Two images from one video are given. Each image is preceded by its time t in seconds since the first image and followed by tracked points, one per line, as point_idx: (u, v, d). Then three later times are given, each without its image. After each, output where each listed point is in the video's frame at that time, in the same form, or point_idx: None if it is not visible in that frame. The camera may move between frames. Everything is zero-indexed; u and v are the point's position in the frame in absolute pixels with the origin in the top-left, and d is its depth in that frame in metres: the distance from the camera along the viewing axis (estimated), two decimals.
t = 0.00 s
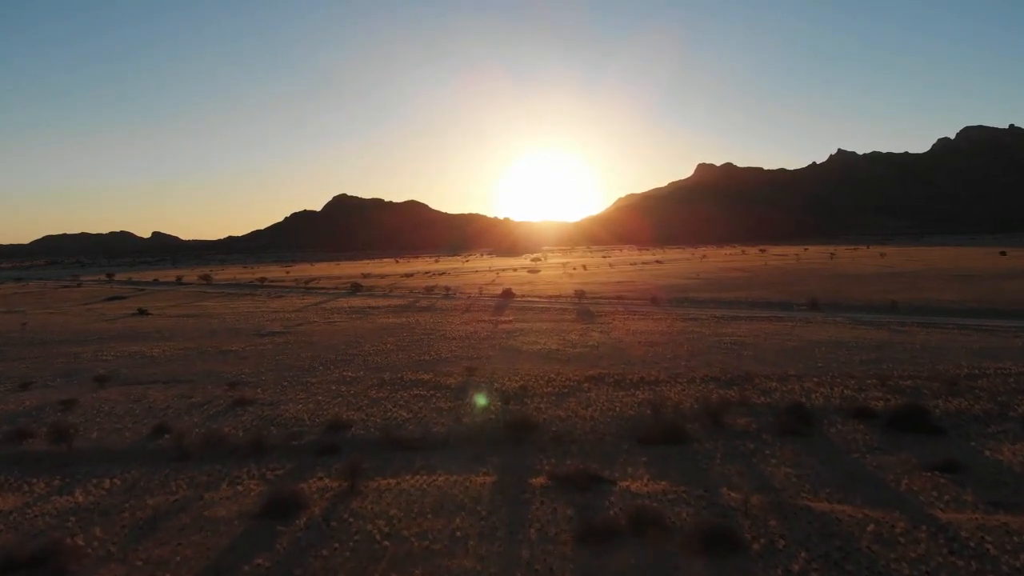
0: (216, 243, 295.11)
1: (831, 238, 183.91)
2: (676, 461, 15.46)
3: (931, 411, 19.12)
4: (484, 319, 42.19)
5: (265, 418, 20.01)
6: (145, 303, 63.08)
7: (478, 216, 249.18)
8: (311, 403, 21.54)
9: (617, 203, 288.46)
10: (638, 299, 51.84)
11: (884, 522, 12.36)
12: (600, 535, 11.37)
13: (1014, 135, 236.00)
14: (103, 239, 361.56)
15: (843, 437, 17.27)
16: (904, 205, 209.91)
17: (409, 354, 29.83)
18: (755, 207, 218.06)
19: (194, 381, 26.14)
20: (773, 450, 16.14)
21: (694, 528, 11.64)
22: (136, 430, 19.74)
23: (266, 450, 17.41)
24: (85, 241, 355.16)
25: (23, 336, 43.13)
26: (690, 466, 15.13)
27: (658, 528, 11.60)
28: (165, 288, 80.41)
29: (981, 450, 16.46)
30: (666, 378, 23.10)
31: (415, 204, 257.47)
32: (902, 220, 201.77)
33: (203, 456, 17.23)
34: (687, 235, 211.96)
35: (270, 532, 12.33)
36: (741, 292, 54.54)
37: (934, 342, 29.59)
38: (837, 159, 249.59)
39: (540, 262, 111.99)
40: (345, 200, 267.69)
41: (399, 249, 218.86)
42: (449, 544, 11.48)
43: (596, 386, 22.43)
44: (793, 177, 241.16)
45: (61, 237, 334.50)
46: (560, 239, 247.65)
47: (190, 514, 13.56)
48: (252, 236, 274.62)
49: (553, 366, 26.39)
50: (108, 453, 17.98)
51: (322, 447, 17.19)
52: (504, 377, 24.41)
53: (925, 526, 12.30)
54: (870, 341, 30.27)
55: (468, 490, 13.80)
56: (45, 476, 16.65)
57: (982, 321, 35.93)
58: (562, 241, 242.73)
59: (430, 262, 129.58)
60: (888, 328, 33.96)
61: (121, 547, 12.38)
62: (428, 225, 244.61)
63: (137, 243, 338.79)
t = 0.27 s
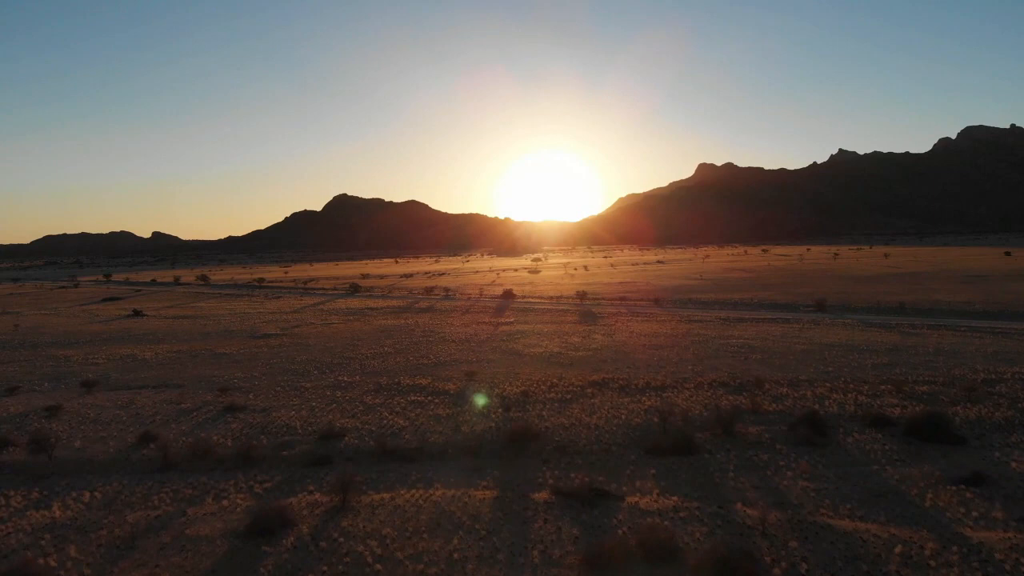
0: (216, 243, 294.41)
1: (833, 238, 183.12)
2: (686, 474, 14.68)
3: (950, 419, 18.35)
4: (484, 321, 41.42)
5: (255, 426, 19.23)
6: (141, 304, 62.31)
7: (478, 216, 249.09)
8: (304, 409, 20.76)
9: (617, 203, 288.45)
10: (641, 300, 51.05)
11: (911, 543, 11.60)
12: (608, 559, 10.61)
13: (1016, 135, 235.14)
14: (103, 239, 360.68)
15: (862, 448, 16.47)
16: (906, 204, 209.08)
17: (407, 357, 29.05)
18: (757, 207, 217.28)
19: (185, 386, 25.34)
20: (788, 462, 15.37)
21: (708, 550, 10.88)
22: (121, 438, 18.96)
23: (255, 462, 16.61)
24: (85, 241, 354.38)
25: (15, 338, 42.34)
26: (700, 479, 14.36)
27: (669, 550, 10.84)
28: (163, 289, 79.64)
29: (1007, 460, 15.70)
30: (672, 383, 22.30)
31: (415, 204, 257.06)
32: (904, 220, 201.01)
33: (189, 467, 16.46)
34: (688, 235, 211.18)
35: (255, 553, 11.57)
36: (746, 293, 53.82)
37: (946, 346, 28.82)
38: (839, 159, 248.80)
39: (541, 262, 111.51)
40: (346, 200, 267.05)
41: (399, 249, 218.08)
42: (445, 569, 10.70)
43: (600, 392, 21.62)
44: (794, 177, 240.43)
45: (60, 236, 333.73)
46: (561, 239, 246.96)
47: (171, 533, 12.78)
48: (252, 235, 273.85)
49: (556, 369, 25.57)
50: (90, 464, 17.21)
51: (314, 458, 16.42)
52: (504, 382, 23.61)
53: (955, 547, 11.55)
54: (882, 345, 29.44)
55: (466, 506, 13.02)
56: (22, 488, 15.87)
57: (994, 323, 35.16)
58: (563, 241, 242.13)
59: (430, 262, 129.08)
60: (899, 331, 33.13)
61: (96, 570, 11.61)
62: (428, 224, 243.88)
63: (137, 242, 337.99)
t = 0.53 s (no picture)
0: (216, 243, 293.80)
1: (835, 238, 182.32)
2: (698, 489, 13.87)
3: (972, 428, 17.53)
4: (484, 322, 40.61)
5: (245, 434, 18.42)
6: (137, 304, 61.54)
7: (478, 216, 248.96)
8: (297, 416, 19.94)
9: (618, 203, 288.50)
10: (644, 301, 50.22)
11: (942, 568, 10.82)
12: None
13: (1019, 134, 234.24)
14: (103, 239, 360.10)
15: (882, 461, 15.67)
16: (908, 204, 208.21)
17: (405, 360, 28.20)
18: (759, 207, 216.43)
19: (175, 392, 24.53)
20: (806, 476, 14.56)
21: None
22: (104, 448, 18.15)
23: (243, 474, 15.81)
24: (85, 241, 353.80)
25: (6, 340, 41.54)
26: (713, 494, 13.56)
27: None
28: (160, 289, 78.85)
29: None
30: (679, 389, 21.45)
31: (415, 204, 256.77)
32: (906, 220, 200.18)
33: (173, 480, 15.65)
34: (689, 235, 210.43)
35: None
36: (750, 294, 53.05)
37: (961, 350, 27.98)
38: (840, 159, 247.97)
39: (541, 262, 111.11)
40: (346, 200, 266.30)
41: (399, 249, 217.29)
42: None
43: (605, 398, 20.77)
44: (796, 177, 239.65)
45: (60, 236, 333.14)
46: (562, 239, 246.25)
47: (150, 555, 11.98)
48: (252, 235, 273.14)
49: (559, 373, 24.72)
50: (70, 475, 16.40)
51: (305, 470, 15.62)
52: (505, 386, 22.77)
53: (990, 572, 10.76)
54: (893, 348, 28.61)
55: (465, 525, 12.22)
56: None
57: (1006, 325, 34.32)
58: (563, 241, 241.51)
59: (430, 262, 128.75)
60: (909, 333, 32.31)
61: None
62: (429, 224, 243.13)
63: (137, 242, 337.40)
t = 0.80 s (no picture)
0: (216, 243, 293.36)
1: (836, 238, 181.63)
2: (708, 502, 13.20)
3: (993, 436, 16.83)
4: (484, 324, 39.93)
5: (236, 443, 17.74)
6: (133, 305, 60.92)
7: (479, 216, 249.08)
8: (290, 423, 19.25)
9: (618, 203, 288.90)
10: (647, 301, 49.53)
11: None
12: None
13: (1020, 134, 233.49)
14: (104, 240, 359.75)
15: (900, 471, 14.98)
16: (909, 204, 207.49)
17: (402, 364, 27.51)
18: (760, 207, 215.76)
19: (166, 396, 23.86)
20: (821, 488, 13.88)
21: None
22: (89, 457, 17.46)
23: (232, 485, 15.14)
24: (85, 241, 353.41)
25: None
26: (724, 508, 12.89)
27: None
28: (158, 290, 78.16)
29: None
30: (686, 395, 20.73)
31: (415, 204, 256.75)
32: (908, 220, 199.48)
33: (159, 492, 14.98)
34: (690, 235, 209.76)
35: None
36: (754, 295, 52.41)
37: (973, 353, 27.26)
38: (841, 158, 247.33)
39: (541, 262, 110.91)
40: (346, 200, 265.81)
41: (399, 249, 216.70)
42: None
43: (609, 403, 20.05)
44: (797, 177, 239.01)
45: (60, 237, 332.72)
46: (562, 239, 245.59)
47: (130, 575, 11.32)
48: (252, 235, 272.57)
49: (561, 377, 24.03)
50: (51, 486, 15.72)
51: (296, 480, 14.94)
52: (506, 391, 22.08)
53: None
54: (903, 351, 27.91)
55: (463, 543, 11.55)
56: None
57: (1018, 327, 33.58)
58: (564, 241, 241.10)
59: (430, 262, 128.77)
60: (918, 336, 31.60)
61: None
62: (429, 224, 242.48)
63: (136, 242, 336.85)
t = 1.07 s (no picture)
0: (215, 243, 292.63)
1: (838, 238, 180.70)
2: (722, 519, 12.44)
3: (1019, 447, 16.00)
4: (484, 326, 39.06)
5: (223, 453, 16.90)
6: (128, 307, 60.04)
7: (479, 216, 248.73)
8: (282, 432, 18.44)
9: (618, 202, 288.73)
10: (649, 303, 48.64)
11: None
12: None
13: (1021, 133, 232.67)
14: (104, 240, 359.22)
15: (924, 485, 14.17)
16: (911, 204, 206.65)
17: (399, 368, 26.65)
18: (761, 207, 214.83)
19: (154, 402, 23.05)
20: (842, 505, 13.08)
21: None
22: (70, 468, 16.64)
23: (217, 499, 14.34)
24: (85, 241, 352.62)
25: None
26: (740, 527, 12.11)
27: None
28: (155, 290, 77.31)
29: None
30: (695, 402, 19.84)
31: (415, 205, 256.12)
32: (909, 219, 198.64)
33: (139, 507, 14.19)
34: (691, 235, 209.21)
35: None
36: (758, 296, 51.61)
37: (989, 357, 26.39)
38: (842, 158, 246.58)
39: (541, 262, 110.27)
40: (346, 200, 265.12)
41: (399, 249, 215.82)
42: None
43: (614, 410, 19.16)
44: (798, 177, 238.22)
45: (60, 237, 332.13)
46: (563, 239, 244.74)
47: None
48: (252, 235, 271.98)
49: (563, 382, 23.19)
50: (28, 499, 14.92)
51: (285, 494, 14.15)
52: (506, 396, 21.26)
53: None
54: (916, 354, 27.08)
55: (462, 567, 10.76)
56: None
57: None
58: (564, 241, 240.31)
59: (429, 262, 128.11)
60: (930, 338, 30.75)
61: None
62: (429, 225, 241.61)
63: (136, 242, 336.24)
